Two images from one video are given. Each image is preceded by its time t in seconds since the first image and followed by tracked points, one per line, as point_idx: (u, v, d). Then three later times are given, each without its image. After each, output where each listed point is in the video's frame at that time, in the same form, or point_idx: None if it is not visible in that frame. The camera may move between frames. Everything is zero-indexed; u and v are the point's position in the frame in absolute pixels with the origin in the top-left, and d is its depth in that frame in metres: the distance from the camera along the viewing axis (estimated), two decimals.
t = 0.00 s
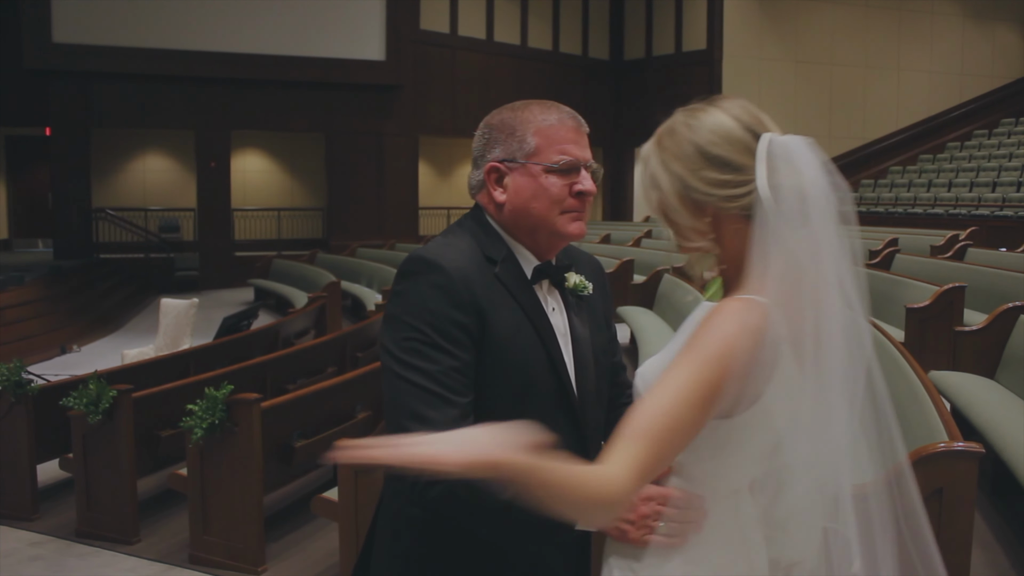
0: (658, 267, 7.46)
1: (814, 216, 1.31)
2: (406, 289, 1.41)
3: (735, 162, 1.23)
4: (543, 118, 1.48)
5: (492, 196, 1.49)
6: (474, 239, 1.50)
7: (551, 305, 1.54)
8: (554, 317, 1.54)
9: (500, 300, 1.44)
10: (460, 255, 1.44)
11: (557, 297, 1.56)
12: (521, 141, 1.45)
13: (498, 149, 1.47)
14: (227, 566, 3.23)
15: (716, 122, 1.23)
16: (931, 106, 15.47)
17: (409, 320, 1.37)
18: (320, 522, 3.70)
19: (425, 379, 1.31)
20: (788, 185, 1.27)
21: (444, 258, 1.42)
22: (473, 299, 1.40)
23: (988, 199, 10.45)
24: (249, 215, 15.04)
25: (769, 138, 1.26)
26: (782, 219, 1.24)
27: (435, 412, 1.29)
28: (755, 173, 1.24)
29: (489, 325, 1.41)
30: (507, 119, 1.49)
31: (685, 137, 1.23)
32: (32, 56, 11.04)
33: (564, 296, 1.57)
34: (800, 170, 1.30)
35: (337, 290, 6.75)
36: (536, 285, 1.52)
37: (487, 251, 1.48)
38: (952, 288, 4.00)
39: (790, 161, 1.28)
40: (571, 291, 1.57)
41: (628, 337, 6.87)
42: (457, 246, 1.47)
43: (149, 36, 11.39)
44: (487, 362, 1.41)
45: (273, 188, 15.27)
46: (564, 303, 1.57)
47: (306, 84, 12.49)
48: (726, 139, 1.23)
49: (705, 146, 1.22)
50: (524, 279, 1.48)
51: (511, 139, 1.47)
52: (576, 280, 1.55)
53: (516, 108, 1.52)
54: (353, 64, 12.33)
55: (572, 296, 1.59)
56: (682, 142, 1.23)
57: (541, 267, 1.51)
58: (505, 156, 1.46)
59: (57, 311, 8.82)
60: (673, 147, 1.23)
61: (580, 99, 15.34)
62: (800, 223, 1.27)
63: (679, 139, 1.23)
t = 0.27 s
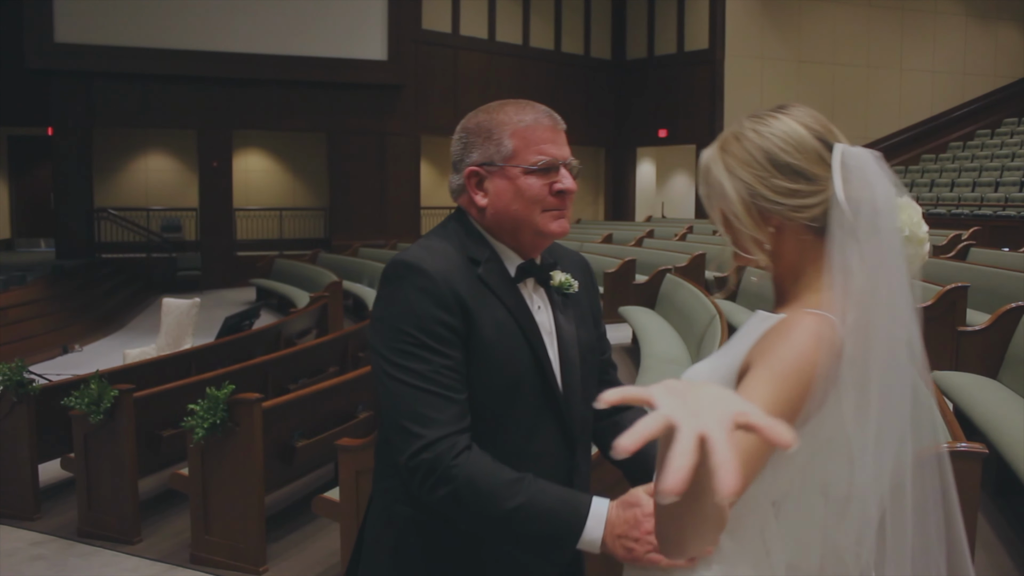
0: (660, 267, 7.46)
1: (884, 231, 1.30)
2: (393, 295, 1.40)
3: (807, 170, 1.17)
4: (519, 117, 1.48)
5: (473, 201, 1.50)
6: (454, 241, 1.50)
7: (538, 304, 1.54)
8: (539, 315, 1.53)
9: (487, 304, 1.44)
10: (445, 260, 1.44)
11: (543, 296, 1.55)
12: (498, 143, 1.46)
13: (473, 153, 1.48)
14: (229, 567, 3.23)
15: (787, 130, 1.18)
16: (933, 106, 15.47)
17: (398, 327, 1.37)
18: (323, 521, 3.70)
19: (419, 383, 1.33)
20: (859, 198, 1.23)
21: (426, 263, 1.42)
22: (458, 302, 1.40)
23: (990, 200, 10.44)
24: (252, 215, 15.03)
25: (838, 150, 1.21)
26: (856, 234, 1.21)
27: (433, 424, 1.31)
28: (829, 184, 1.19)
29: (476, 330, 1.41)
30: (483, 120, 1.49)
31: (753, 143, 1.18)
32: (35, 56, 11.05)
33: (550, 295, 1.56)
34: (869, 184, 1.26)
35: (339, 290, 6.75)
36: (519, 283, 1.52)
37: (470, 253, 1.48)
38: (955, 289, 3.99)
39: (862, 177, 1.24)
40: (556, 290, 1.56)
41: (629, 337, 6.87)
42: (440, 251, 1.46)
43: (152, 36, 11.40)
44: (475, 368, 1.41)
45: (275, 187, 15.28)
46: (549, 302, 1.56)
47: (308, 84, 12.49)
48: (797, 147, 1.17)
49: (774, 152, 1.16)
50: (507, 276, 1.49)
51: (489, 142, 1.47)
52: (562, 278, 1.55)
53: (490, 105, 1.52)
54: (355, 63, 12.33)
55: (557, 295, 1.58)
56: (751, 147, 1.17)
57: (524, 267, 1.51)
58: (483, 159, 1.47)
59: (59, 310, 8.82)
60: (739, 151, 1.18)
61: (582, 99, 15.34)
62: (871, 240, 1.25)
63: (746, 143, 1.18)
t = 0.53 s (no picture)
0: (662, 267, 7.45)
1: (922, 245, 1.35)
2: (361, 305, 1.39)
3: (846, 181, 1.24)
4: (486, 121, 1.46)
5: (442, 206, 1.49)
6: (424, 246, 1.49)
7: (511, 306, 1.52)
8: (513, 317, 1.52)
9: (457, 309, 1.43)
10: (412, 266, 1.43)
11: (515, 296, 1.53)
12: (464, 150, 1.45)
13: (439, 158, 1.47)
14: (232, 566, 3.23)
15: (826, 139, 1.25)
16: (936, 104, 15.44)
17: (370, 336, 1.37)
18: (326, 521, 3.71)
19: (398, 392, 1.33)
20: (900, 209, 1.30)
21: (393, 270, 1.40)
22: (427, 308, 1.39)
23: (994, 199, 10.42)
24: (254, 215, 15.04)
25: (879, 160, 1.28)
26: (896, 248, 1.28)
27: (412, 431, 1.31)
28: (870, 196, 1.26)
29: (447, 336, 1.40)
30: (449, 124, 1.48)
31: (790, 152, 1.25)
32: (37, 56, 11.06)
33: (522, 296, 1.54)
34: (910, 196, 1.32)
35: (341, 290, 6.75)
36: (491, 286, 1.51)
37: (440, 258, 1.47)
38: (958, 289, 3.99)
39: (901, 190, 1.30)
40: (531, 290, 1.53)
41: (631, 338, 6.87)
42: (409, 258, 1.45)
43: (153, 35, 11.40)
44: (447, 374, 1.40)
45: (276, 187, 15.29)
46: (523, 302, 1.54)
47: (310, 84, 12.49)
48: (836, 156, 1.24)
49: (814, 163, 1.23)
50: (477, 281, 1.48)
51: (454, 148, 1.46)
52: (536, 278, 1.52)
53: (456, 108, 1.51)
54: (357, 63, 12.33)
55: (532, 294, 1.55)
56: (789, 159, 1.25)
57: (495, 270, 1.50)
58: (450, 164, 1.46)
59: (62, 310, 8.82)
60: (780, 163, 1.25)
61: (584, 99, 15.33)
62: (910, 252, 1.32)
63: (785, 154, 1.25)
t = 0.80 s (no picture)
0: (663, 267, 7.45)
1: (925, 244, 1.39)
2: (313, 313, 1.39)
3: (848, 183, 1.26)
4: (443, 123, 1.43)
5: (400, 210, 1.47)
6: (381, 249, 1.49)
7: (473, 307, 1.53)
8: (474, 320, 1.53)
9: (407, 315, 1.43)
10: (362, 271, 1.43)
11: (479, 298, 1.54)
12: (422, 154, 1.42)
13: (397, 161, 1.44)
14: (234, 566, 3.22)
15: (825, 142, 1.26)
16: (938, 104, 15.45)
17: (319, 343, 1.36)
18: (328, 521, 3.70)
19: (332, 396, 1.33)
20: (899, 211, 1.32)
21: (343, 277, 1.40)
22: (377, 316, 1.38)
23: (997, 200, 10.41)
24: (256, 215, 15.04)
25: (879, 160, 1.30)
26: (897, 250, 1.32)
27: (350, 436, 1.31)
28: (869, 198, 1.29)
29: (397, 342, 1.40)
30: (405, 125, 1.45)
31: (788, 154, 1.26)
32: (40, 55, 11.08)
33: (487, 299, 1.55)
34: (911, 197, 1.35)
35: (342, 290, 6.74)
36: (452, 290, 1.50)
37: (396, 262, 1.47)
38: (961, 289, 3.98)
39: (902, 191, 1.33)
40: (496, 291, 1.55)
41: (634, 337, 6.86)
42: (362, 264, 1.45)
43: (157, 34, 11.40)
44: (398, 378, 1.40)
45: (279, 187, 15.30)
46: (487, 303, 1.55)
47: (313, 84, 12.50)
48: (836, 156, 1.26)
49: (812, 166, 1.25)
50: (436, 286, 1.47)
51: (411, 151, 1.43)
52: (501, 278, 1.53)
53: (412, 108, 1.48)
54: (360, 63, 12.34)
55: (497, 295, 1.56)
56: (789, 162, 1.26)
57: (455, 274, 1.49)
58: (407, 168, 1.43)
59: (64, 309, 8.83)
60: (778, 169, 1.26)
61: (587, 99, 15.34)
62: (910, 253, 1.36)
63: (782, 160, 1.26)
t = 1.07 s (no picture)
0: (665, 267, 7.44)
1: (902, 228, 1.35)
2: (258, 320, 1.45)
3: (825, 164, 1.22)
4: (404, 125, 1.49)
5: (362, 212, 1.52)
6: (342, 252, 1.54)
7: (434, 310, 1.57)
8: (434, 322, 1.57)
9: (349, 318, 1.46)
10: (314, 276, 1.48)
11: (443, 299, 1.58)
12: (383, 156, 1.48)
13: (357, 165, 1.50)
14: (236, 566, 3.22)
15: (804, 125, 1.22)
16: (941, 104, 15.42)
17: (258, 350, 1.43)
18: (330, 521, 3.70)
19: (258, 401, 1.42)
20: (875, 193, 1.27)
21: (292, 283, 1.45)
22: (321, 329, 1.43)
23: (1001, 199, 10.38)
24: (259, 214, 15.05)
25: (858, 144, 1.27)
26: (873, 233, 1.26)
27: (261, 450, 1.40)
28: (845, 180, 1.25)
29: (338, 347, 1.44)
30: (366, 129, 1.51)
31: (766, 135, 1.21)
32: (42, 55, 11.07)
33: (452, 299, 1.59)
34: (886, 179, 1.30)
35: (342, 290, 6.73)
36: (410, 296, 1.54)
37: (353, 263, 1.51)
38: (965, 288, 3.97)
39: (878, 172, 1.28)
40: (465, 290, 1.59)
41: (636, 337, 6.85)
42: (315, 270, 1.50)
43: (158, 33, 11.41)
44: (340, 384, 1.44)
45: (282, 186, 15.30)
46: (450, 303, 1.59)
47: (315, 84, 12.49)
48: (814, 139, 1.22)
49: (792, 146, 1.20)
50: (397, 292, 1.51)
51: (372, 154, 1.49)
52: (467, 279, 1.54)
53: (373, 111, 1.54)
54: (362, 63, 12.34)
55: (462, 295, 1.59)
56: (765, 143, 1.21)
57: (414, 276, 1.53)
58: (368, 170, 1.49)
59: (67, 309, 8.83)
60: (755, 148, 1.21)
61: (590, 98, 15.33)
62: (888, 237, 1.32)
63: (760, 140, 1.21)
